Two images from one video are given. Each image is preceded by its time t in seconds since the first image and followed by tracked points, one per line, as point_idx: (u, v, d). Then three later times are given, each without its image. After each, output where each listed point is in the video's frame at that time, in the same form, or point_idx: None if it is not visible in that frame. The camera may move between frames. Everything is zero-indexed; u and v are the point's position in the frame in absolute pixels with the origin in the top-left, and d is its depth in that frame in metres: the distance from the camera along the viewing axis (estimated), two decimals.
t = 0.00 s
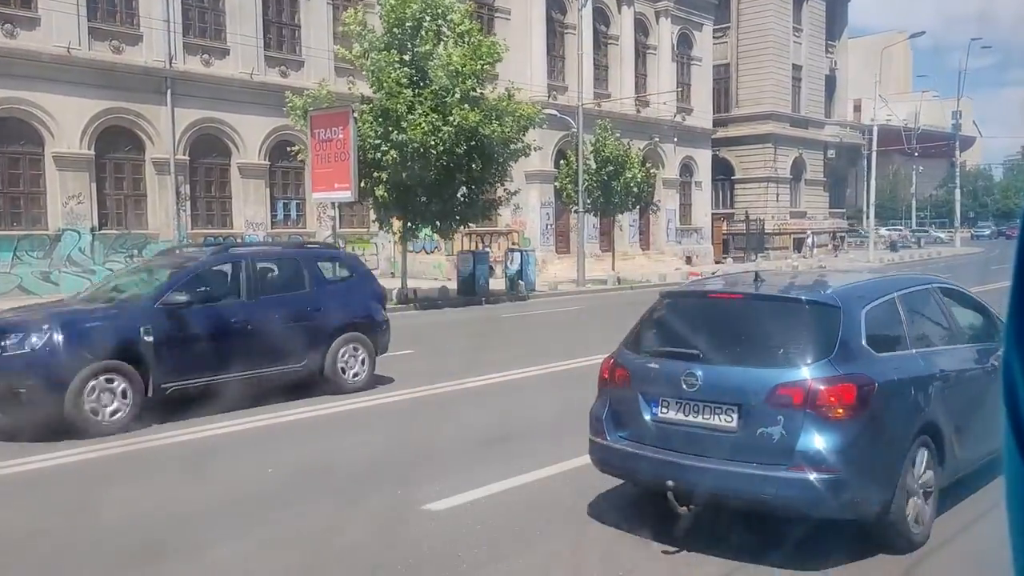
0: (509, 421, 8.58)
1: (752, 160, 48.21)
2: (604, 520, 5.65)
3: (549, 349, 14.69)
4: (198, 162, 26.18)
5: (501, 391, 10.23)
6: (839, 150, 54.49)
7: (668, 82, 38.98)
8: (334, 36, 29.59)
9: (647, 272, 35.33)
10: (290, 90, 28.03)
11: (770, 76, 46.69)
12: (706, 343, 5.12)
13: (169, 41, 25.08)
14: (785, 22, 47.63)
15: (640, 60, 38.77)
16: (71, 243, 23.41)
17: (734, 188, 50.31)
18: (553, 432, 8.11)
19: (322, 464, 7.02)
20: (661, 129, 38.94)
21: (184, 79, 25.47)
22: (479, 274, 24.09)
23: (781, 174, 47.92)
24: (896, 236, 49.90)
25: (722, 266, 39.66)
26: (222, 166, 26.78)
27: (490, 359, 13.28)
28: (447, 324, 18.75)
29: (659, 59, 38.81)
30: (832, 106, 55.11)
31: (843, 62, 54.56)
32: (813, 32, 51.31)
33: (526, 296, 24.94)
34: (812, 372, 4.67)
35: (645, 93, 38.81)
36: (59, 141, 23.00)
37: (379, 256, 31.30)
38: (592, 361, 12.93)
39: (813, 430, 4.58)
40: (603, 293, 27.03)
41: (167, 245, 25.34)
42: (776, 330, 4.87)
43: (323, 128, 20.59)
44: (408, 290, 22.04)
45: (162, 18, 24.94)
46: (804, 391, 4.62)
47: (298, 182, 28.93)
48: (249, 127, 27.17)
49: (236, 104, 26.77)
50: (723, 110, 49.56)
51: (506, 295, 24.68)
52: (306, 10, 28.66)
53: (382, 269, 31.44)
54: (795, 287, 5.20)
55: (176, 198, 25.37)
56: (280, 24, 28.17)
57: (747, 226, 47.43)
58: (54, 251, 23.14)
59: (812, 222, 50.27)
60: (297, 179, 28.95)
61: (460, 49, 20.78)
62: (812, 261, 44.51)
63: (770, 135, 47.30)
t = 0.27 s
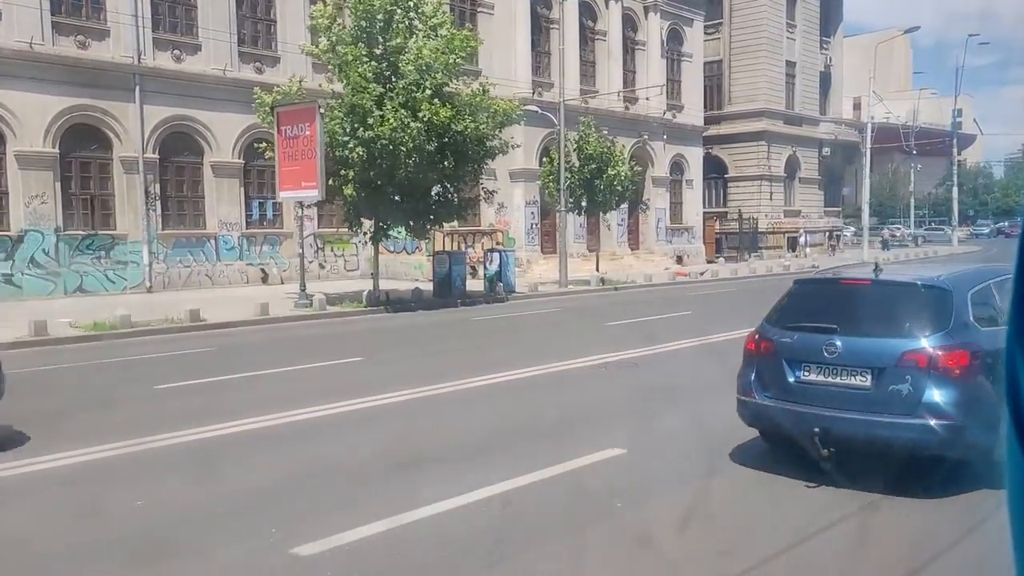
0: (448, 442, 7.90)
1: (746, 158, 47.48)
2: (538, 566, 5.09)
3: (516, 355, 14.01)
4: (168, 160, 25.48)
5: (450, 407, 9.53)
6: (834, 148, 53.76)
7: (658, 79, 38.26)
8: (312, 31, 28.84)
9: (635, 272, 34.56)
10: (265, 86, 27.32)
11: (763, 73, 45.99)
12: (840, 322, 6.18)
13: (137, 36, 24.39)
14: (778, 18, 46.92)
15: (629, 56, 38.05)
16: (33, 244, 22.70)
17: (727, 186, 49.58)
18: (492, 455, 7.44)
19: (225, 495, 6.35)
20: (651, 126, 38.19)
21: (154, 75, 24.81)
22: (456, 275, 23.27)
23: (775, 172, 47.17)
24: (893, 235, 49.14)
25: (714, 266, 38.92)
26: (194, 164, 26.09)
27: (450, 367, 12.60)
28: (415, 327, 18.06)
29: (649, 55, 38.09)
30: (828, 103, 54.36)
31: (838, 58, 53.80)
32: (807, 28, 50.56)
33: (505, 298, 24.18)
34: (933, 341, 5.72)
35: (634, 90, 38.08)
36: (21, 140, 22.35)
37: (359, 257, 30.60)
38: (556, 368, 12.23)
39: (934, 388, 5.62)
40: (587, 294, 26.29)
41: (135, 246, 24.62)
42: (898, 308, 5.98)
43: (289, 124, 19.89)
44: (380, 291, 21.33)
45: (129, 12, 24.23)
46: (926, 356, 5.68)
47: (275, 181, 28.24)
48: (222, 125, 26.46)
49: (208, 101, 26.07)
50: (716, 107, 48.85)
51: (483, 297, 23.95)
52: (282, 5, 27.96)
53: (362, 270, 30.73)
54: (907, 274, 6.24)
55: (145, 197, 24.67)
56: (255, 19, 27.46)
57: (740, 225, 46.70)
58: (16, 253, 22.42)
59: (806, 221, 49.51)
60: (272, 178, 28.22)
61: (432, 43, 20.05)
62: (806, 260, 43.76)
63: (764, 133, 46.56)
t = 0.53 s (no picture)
0: (373, 459, 7.14)
1: (738, 157, 46.78)
2: None
3: (477, 360, 13.27)
4: (136, 159, 24.79)
5: (387, 418, 8.77)
6: (828, 147, 53.09)
7: (646, 76, 37.58)
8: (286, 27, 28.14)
9: (622, 272, 33.84)
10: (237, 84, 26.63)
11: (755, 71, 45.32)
12: (931, 309, 7.24)
13: (103, 32, 23.68)
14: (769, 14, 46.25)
15: (616, 53, 37.34)
16: None
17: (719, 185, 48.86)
18: (416, 475, 6.68)
19: (99, 524, 5.58)
20: (639, 124, 37.49)
21: (122, 71, 24.11)
22: (430, 277, 22.51)
23: (767, 171, 46.44)
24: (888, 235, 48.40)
25: (703, 267, 38.20)
26: (164, 164, 25.39)
27: (402, 374, 11.86)
28: (381, 331, 17.33)
29: (636, 52, 37.42)
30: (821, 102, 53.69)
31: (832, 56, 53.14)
32: (799, 25, 49.90)
33: (482, 300, 23.45)
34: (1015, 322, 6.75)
35: (621, 88, 37.39)
36: None
37: (337, 258, 29.88)
38: (513, 374, 11.48)
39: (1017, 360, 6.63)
40: (568, 296, 25.58)
41: (101, 248, 23.90)
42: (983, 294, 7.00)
43: (253, 121, 19.16)
44: (348, 293, 20.58)
45: (93, 6, 23.51)
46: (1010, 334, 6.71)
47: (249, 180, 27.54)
48: (194, 122, 25.77)
49: (178, 98, 25.38)
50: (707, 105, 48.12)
51: (458, 299, 23.22)
52: None
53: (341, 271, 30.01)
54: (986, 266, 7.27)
55: (110, 197, 23.96)
56: (227, 15, 26.77)
57: (732, 225, 45.99)
58: None
59: (799, 220, 48.79)
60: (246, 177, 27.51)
61: (400, 38, 19.35)
62: (798, 260, 43.04)
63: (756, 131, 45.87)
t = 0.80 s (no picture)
0: (273, 495, 6.46)
1: (728, 156, 46.05)
2: None
3: (428, 369, 12.57)
4: (100, 159, 24.09)
5: (307, 439, 8.10)
6: (821, 145, 52.37)
7: (631, 73, 36.80)
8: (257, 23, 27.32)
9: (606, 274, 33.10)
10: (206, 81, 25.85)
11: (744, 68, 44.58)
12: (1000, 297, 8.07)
13: (64, 27, 22.91)
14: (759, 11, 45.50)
15: (601, 51, 36.59)
16: None
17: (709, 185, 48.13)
18: (313, 511, 6.02)
19: None
20: (625, 121, 36.67)
21: (84, 69, 23.37)
22: (401, 279, 21.77)
23: (757, 170, 45.70)
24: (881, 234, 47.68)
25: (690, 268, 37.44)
26: (128, 164, 24.68)
27: (343, 386, 11.18)
28: (340, 337, 16.65)
29: (622, 48, 36.64)
30: (814, 100, 52.95)
31: (824, 53, 52.39)
32: (791, 22, 49.14)
33: (455, 303, 22.68)
34: None
35: (607, 85, 36.60)
36: None
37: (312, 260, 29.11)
38: (468, 385, 10.83)
39: None
40: (546, 299, 24.83)
41: (63, 250, 23.20)
42: None
43: (211, 118, 18.43)
44: (312, 297, 19.88)
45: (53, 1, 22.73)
46: None
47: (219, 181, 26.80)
48: (160, 121, 25.05)
49: (143, 97, 24.64)
50: (696, 104, 47.36)
51: (430, 302, 22.46)
52: None
53: (317, 274, 29.26)
54: None
55: (72, 199, 23.22)
56: (195, 10, 25.98)
57: (723, 225, 45.27)
58: None
59: (791, 220, 48.05)
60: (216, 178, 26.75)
61: (364, 32, 18.67)
62: (789, 261, 42.34)
63: (746, 130, 45.14)
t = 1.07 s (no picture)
0: (154, 525, 5.77)
1: (717, 156, 45.39)
2: None
3: (384, 377, 11.93)
4: (62, 160, 23.41)
5: (212, 460, 7.37)
6: (812, 145, 51.72)
7: (616, 71, 36.12)
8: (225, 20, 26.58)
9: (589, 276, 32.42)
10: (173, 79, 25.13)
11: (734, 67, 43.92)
12: None
13: (21, 24, 22.17)
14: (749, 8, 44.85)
15: (585, 48, 35.90)
16: None
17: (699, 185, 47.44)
18: (184, 548, 5.30)
19: None
20: (610, 120, 35.96)
21: (45, 67, 22.65)
22: (370, 283, 21.06)
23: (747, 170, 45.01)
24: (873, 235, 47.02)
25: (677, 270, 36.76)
26: (92, 165, 24.01)
27: (280, 397, 10.49)
28: (298, 342, 15.98)
29: (607, 46, 35.95)
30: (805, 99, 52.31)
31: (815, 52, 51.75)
32: (781, 20, 48.49)
33: (426, 307, 21.98)
34: None
35: (591, 84, 35.90)
36: None
37: (285, 263, 28.36)
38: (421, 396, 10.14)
39: None
40: (523, 302, 24.12)
41: (23, 253, 22.36)
42: None
43: (165, 117, 17.63)
44: (273, 302, 19.19)
45: None
46: None
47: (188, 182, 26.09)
48: (125, 121, 24.36)
49: (106, 96, 23.95)
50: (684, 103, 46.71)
51: (400, 306, 21.75)
52: None
53: (291, 277, 28.53)
54: None
55: (31, 200, 22.43)
56: (161, 6, 25.24)
57: (712, 226, 44.60)
58: None
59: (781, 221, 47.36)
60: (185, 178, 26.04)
61: (323, 27, 18.01)
62: (779, 262, 41.67)
63: (735, 129, 44.47)
